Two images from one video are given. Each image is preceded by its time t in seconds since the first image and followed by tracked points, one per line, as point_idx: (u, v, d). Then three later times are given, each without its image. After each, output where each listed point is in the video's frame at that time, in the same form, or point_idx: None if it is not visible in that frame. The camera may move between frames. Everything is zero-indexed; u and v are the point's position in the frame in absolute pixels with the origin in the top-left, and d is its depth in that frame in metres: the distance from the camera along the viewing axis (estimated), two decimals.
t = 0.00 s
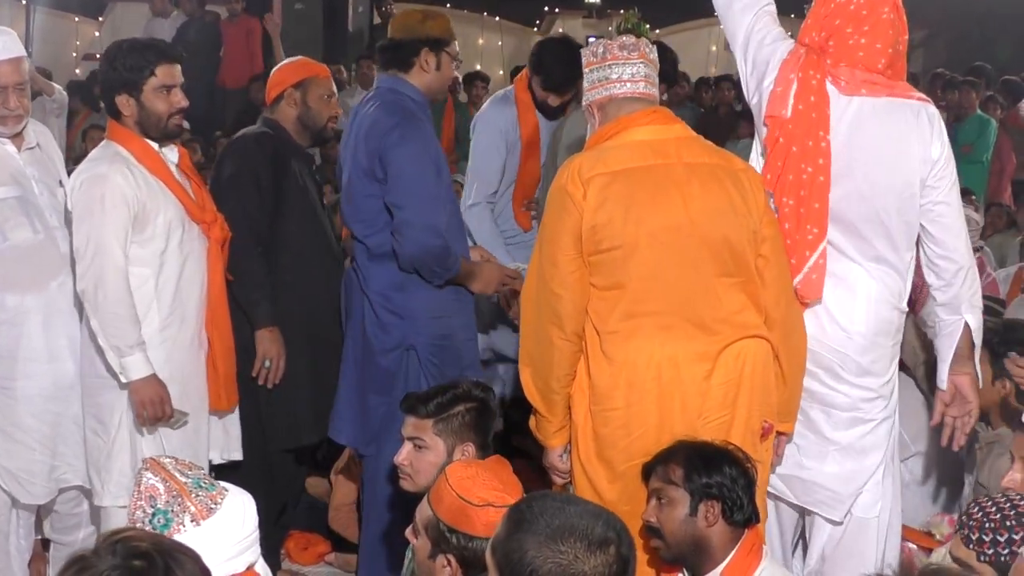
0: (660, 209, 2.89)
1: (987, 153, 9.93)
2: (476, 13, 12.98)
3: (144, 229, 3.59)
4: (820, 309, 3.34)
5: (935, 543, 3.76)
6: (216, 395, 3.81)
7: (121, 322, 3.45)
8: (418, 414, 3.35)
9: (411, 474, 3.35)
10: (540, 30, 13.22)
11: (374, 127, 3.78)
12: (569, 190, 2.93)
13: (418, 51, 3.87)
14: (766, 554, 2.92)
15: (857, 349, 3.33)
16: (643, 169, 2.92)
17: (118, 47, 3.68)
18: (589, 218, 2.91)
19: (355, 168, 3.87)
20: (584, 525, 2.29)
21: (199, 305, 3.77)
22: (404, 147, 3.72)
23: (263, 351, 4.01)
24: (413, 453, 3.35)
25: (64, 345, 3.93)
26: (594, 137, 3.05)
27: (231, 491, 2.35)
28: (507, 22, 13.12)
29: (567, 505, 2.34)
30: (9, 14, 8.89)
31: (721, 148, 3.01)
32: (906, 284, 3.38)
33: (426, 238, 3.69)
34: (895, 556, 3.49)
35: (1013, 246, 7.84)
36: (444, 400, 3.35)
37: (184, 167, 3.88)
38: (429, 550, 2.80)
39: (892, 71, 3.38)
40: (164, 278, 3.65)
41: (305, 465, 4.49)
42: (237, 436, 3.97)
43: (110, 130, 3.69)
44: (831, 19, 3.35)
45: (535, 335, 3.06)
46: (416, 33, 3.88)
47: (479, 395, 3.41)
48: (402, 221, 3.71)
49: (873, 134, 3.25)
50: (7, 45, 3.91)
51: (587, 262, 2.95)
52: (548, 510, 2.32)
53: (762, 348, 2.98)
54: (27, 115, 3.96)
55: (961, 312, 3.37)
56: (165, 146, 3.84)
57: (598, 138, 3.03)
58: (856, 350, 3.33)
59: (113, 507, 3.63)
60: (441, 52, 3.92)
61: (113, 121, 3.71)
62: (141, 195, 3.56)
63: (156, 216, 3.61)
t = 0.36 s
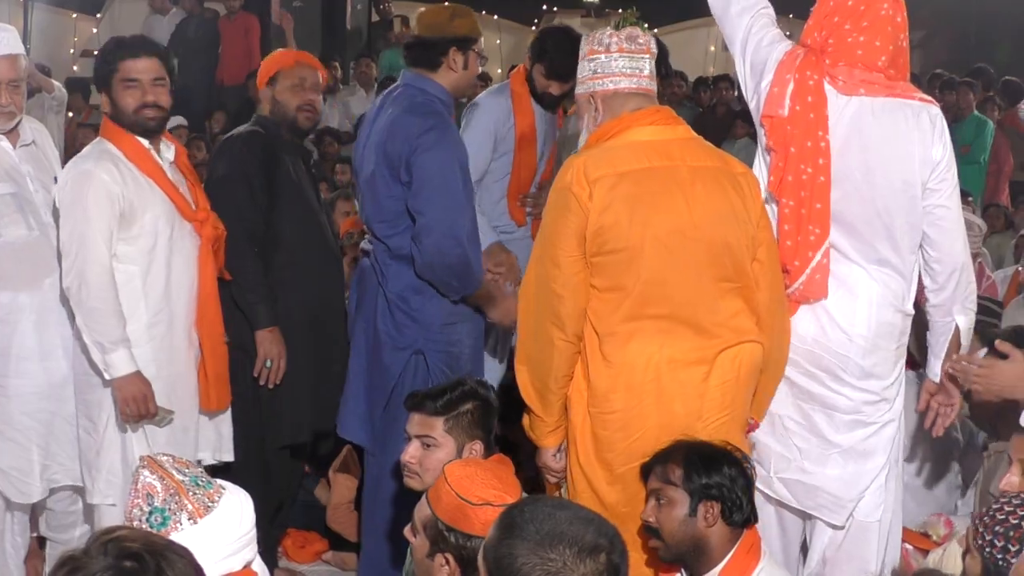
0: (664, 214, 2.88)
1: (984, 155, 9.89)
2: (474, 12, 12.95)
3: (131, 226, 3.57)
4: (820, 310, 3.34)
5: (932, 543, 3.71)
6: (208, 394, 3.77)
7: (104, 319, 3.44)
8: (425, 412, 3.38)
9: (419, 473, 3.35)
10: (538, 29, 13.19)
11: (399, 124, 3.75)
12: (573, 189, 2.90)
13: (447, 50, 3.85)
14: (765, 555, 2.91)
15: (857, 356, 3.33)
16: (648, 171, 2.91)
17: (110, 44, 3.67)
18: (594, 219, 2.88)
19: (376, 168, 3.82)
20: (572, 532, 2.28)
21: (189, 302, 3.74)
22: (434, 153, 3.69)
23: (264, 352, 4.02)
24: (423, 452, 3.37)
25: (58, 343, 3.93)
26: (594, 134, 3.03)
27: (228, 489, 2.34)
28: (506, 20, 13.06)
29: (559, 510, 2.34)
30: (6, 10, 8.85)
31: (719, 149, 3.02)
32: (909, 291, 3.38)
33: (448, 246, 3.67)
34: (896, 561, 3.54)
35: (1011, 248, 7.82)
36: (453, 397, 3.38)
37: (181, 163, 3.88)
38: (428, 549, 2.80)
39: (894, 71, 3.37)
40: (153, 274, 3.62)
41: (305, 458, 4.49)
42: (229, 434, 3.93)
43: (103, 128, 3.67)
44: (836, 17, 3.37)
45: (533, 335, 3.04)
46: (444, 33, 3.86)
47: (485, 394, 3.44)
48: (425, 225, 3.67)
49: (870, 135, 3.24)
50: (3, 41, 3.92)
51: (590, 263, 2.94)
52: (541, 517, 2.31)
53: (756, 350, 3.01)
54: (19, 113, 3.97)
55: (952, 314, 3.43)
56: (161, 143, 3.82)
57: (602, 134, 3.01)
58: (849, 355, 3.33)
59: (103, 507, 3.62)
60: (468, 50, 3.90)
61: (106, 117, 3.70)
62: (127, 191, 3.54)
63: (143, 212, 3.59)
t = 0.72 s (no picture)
0: (683, 220, 2.90)
1: (984, 155, 9.91)
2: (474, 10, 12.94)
3: (108, 220, 3.57)
4: (820, 308, 3.31)
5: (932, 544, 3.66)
6: (188, 399, 3.68)
7: (81, 313, 3.45)
8: (435, 409, 3.41)
9: (431, 472, 3.36)
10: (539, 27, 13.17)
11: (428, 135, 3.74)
12: (595, 191, 2.88)
13: (467, 56, 3.85)
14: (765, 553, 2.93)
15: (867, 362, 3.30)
16: (667, 174, 2.92)
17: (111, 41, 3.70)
18: (617, 222, 2.88)
19: (393, 176, 3.84)
20: (569, 531, 2.28)
21: (162, 300, 3.68)
22: (454, 159, 3.69)
23: (275, 311, 3.99)
24: (434, 450, 3.39)
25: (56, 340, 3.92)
26: (605, 132, 3.02)
27: (228, 487, 2.34)
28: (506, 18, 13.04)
29: (556, 508, 2.34)
30: (7, 6, 8.83)
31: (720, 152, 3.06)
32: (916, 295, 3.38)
33: (467, 251, 3.68)
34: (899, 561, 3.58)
35: (1010, 249, 7.83)
36: (464, 395, 3.42)
37: (180, 164, 3.88)
38: (429, 547, 2.80)
39: (896, 65, 3.34)
40: (126, 264, 3.60)
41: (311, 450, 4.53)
42: (216, 439, 3.84)
43: (99, 127, 3.69)
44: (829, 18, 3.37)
45: (542, 336, 3.00)
46: (463, 38, 3.85)
47: (490, 392, 3.49)
48: (442, 231, 3.68)
49: (867, 132, 3.25)
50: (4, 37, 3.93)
51: (606, 266, 2.92)
52: (539, 514, 2.31)
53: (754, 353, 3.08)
54: (21, 109, 3.97)
55: (963, 314, 3.43)
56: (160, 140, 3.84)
57: (619, 133, 2.99)
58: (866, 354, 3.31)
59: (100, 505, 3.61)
60: (489, 56, 3.89)
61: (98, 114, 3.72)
62: (104, 186, 3.55)
63: (122, 207, 3.59)
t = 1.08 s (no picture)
0: (713, 224, 2.92)
1: (983, 158, 9.89)
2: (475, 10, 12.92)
3: (95, 216, 3.57)
4: (833, 314, 3.26)
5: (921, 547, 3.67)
6: (187, 393, 3.71)
7: (67, 311, 3.46)
8: (440, 410, 3.41)
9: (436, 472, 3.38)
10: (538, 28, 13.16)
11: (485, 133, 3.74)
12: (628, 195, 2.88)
13: (536, 56, 3.89)
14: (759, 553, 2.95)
15: (882, 371, 3.26)
16: (695, 180, 2.93)
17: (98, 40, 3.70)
18: (652, 227, 2.89)
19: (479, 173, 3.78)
20: (574, 527, 2.28)
21: (154, 300, 3.69)
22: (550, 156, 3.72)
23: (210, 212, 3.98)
24: (442, 452, 3.41)
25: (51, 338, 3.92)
26: (625, 136, 3.01)
27: (224, 485, 2.34)
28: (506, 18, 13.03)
29: (562, 505, 2.34)
30: (6, 2, 8.83)
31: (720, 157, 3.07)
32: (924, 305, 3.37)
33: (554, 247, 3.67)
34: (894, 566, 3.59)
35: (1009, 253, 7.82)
36: (469, 396, 3.42)
37: (164, 161, 3.88)
38: (425, 547, 2.80)
39: (907, 65, 3.36)
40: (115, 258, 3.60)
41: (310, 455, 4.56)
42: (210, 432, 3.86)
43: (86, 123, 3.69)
44: (830, 20, 3.38)
45: (573, 341, 2.93)
46: (532, 38, 3.90)
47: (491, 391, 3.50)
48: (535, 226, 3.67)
49: (878, 135, 3.24)
50: None
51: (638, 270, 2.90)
52: (543, 511, 2.31)
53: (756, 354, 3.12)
54: (18, 106, 3.98)
55: (968, 319, 3.48)
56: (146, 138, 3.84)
57: (643, 134, 2.99)
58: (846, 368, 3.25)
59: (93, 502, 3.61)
60: (555, 58, 3.94)
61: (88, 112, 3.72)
62: (92, 181, 3.55)
63: (110, 203, 3.59)
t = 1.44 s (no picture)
0: (739, 226, 2.91)
1: (983, 160, 9.89)
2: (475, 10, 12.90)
3: (96, 220, 3.58)
4: (843, 313, 3.21)
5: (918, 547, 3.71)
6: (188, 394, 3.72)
7: (69, 317, 3.46)
8: (437, 407, 3.42)
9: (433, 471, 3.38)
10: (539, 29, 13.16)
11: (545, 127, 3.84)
12: (671, 197, 2.84)
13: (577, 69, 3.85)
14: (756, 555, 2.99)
15: (883, 368, 3.23)
16: (722, 181, 2.91)
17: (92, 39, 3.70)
18: (693, 228, 2.85)
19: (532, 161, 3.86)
20: (582, 527, 2.28)
21: (157, 299, 3.69)
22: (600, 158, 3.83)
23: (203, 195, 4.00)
24: (438, 449, 3.41)
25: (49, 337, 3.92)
26: (643, 140, 2.98)
27: (224, 484, 2.35)
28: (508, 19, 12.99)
29: (570, 505, 2.34)
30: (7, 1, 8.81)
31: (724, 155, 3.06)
32: (917, 297, 3.39)
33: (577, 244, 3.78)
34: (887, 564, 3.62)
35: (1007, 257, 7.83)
36: (466, 395, 3.42)
37: (157, 160, 3.88)
38: (423, 547, 2.81)
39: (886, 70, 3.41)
40: (120, 259, 3.62)
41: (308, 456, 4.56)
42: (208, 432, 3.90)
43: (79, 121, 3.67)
44: (812, 31, 3.40)
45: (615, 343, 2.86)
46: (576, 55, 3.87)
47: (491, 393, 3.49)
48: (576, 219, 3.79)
49: (871, 134, 3.24)
50: None
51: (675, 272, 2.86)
52: (551, 509, 2.32)
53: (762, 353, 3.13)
54: (12, 105, 3.98)
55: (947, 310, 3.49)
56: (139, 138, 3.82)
57: (666, 135, 2.97)
58: (829, 360, 3.21)
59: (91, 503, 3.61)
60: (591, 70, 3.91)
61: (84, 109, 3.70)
62: (92, 186, 3.55)
63: (110, 208, 3.59)
